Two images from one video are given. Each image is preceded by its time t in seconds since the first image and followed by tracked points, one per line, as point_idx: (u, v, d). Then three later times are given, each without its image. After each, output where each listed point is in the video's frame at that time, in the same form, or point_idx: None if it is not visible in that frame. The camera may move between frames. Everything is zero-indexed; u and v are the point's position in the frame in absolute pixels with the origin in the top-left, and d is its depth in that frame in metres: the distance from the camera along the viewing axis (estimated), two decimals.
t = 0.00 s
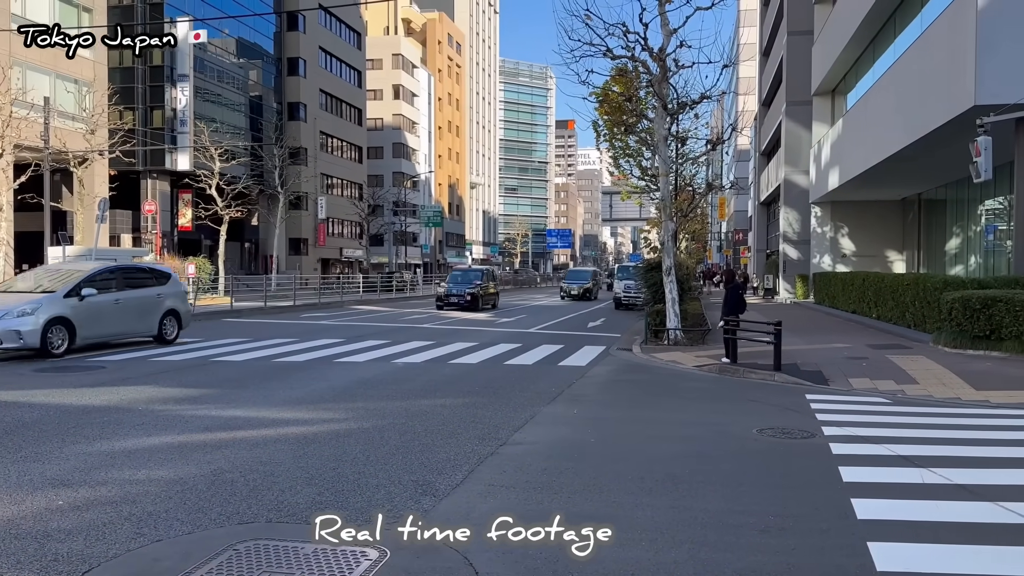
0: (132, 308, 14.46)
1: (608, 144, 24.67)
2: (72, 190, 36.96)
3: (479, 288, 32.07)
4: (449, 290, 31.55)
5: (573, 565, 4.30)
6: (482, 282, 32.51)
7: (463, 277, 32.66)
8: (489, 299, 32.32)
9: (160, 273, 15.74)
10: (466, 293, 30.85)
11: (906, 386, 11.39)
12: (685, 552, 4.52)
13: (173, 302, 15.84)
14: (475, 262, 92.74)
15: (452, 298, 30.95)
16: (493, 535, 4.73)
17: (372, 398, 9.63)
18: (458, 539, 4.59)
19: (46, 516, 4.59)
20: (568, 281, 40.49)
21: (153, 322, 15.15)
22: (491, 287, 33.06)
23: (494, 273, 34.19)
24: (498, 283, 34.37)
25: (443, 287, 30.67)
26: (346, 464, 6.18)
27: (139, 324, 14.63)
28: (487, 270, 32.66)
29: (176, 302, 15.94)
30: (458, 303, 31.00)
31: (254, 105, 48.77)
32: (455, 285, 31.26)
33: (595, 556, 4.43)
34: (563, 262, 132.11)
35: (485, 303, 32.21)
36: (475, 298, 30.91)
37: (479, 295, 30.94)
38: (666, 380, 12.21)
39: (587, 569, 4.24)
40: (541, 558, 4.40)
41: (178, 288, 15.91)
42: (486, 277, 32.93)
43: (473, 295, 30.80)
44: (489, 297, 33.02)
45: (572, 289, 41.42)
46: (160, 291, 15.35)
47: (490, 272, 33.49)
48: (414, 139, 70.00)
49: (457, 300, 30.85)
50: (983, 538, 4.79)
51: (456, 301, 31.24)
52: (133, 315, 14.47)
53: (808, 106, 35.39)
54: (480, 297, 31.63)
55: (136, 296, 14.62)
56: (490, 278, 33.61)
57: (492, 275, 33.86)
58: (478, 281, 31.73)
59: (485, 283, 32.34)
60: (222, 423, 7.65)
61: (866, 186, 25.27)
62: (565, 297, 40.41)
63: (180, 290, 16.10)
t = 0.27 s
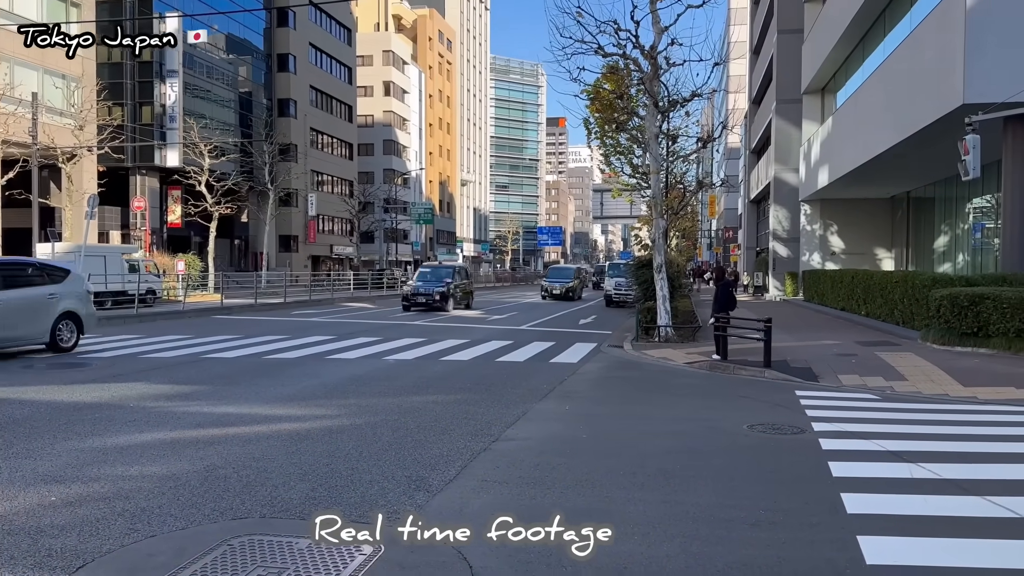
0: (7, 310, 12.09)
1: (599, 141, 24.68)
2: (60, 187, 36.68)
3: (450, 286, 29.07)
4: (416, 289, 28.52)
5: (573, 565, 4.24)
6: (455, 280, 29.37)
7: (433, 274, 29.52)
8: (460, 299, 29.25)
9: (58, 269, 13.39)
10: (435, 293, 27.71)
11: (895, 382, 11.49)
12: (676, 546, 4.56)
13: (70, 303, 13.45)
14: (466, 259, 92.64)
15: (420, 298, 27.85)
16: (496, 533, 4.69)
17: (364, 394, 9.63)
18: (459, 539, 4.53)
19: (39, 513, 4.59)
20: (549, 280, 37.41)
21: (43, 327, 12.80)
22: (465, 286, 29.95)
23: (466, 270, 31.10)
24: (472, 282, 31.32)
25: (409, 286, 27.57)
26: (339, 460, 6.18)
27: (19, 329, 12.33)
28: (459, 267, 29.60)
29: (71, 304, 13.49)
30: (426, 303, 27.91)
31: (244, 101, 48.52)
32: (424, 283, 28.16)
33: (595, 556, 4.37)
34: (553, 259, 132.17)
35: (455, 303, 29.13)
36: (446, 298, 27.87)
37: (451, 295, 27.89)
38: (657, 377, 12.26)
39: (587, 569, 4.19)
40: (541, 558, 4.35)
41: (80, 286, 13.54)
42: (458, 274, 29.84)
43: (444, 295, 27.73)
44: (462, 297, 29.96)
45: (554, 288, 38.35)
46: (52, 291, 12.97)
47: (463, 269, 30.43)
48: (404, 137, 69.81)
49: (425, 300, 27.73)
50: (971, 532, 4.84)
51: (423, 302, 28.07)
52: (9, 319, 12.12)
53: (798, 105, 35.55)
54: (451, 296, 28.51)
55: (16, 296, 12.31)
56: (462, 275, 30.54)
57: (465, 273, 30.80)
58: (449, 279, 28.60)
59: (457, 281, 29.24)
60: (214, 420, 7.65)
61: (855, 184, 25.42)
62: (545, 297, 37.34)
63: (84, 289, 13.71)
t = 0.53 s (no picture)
0: None
1: (593, 135, 24.64)
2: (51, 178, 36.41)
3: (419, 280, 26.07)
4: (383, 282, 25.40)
5: (574, 565, 4.13)
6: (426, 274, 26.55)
7: (400, 267, 26.73)
8: (430, 294, 26.45)
9: None
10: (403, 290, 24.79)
11: (887, 375, 11.57)
12: (670, 535, 4.61)
13: None
14: (459, 252, 92.54)
15: (384, 292, 25.01)
16: (495, 534, 4.51)
17: (359, 386, 9.65)
18: (460, 539, 4.41)
19: (35, 503, 4.62)
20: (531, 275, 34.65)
21: None
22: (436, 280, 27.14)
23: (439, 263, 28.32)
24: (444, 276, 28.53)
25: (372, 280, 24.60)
26: (334, 451, 6.19)
27: None
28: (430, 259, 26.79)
29: None
30: (391, 299, 25.07)
31: (236, 92, 48.24)
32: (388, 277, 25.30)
33: (594, 556, 4.27)
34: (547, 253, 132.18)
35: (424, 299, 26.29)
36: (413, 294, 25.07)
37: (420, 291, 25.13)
38: (650, 369, 12.32)
39: (588, 570, 4.07)
40: (541, 558, 4.23)
41: None
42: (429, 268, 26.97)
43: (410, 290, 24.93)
44: (433, 292, 27.11)
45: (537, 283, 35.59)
46: None
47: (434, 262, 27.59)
48: (398, 129, 69.57)
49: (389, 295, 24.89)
50: (960, 521, 4.91)
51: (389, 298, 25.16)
52: None
53: (791, 98, 35.62)
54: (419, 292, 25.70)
55: None
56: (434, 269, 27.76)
57: (437, 266, 28.03)
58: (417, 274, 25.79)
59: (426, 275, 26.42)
60: (209, 410, 7.65)
61: (848, 178, 25.51)
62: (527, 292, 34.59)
63: None
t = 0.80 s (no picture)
0: None
1: (588, 128, 24.60)
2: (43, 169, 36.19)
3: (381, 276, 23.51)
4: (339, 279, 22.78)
5: (572, 566, 4.04)
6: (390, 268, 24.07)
7: (361, 259, 24.28)
8: (395, 290, 23.96)
9: None
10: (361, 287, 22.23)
11: (879, 369, 11.64)
12: (664, 527, 4.63)
13: None
14: (453, 245, 92.52)
15: (340, 289, 22.46)
16: (495, 534, 4.41)
17: (353, 379, 9.65)
18: (460, 539, 4.31)
19: (29, 494, 4.61)
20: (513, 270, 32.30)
21: None
22: (402, 275, 24.65)
23: (407, 256, 25.88)
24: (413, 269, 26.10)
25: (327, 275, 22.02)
26: (329, 444, 6.19)
27: None
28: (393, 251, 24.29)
29: None
30: (349, 296, 22.55)
31: (229, 84, 47.94)
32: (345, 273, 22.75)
33: (595, 557, 4.17)
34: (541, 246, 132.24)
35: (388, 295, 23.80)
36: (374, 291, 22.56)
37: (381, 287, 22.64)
38: (644, 362, 12.35)
39: (588, 570, 3.98)
40: (540, 557, 4.15)
41: None
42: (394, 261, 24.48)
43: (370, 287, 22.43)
44: (400, 288, 24.65)
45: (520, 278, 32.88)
46: None
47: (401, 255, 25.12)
48: (392, 121, 69.33)
49: (346, 293, 22.35)
50: (953, 514, 4.94)
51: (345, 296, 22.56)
52: None
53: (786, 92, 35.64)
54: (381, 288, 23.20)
55: None
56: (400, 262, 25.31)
57: (404, 259, 25.56)
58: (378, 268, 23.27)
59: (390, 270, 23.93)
60: (203, 403, 7.64)
61: (842, 172, 25.57)
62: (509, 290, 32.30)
63: None
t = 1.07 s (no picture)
0: None
1: (585, 122, 24.55)
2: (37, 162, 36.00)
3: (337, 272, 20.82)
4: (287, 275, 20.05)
5: (572, 566, 3.98)
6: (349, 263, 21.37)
7: (315, 253, 21.64)
8: (353, 287, 21.33)
9: None
10: (312, 284, 19.54)
11: (875, 363, 11.66)
12: (659, 522, 4.64)
13: None
14: (450, 239, 92.44)
15: (289, 286, 19.71)
16: (494, 534, 4.33)
17: (349, 373, 9.65)
18: (459, 539, 4.24)
19: (24, 488, 4.61)
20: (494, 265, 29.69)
21: None
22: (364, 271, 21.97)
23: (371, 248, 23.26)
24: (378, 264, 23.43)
25: (273, 271, 19.30)
26: (324, 438, 6.18)
27: None
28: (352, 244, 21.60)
29: None
30: (297, 295, 19.80)
31: (225, 77, 47.73)
32: (294, 268, 20.03)
33: (596, 557, 4.10)
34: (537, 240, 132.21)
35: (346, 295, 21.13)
36: (329, 288, 19.93)
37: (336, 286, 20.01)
38: (641, 357, 12.37)
39: (587, 570, 3.92)
40: (539, 556, 4.09)
41: None
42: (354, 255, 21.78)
43: (323, 284, 19.78)
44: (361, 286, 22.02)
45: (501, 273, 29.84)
46: None
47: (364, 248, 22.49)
48: (388, 115, 69.17)
49: (294, 291, 19.59)
50: (947, 509, 4.96)
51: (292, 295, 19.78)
52: None
53: (782, 87, 35.65)
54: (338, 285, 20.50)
55: None
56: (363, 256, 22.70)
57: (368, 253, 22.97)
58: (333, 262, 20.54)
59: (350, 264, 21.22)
60: (199, 397, 7.63)
61: (838, 167, 25.60)
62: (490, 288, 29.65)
63: None
